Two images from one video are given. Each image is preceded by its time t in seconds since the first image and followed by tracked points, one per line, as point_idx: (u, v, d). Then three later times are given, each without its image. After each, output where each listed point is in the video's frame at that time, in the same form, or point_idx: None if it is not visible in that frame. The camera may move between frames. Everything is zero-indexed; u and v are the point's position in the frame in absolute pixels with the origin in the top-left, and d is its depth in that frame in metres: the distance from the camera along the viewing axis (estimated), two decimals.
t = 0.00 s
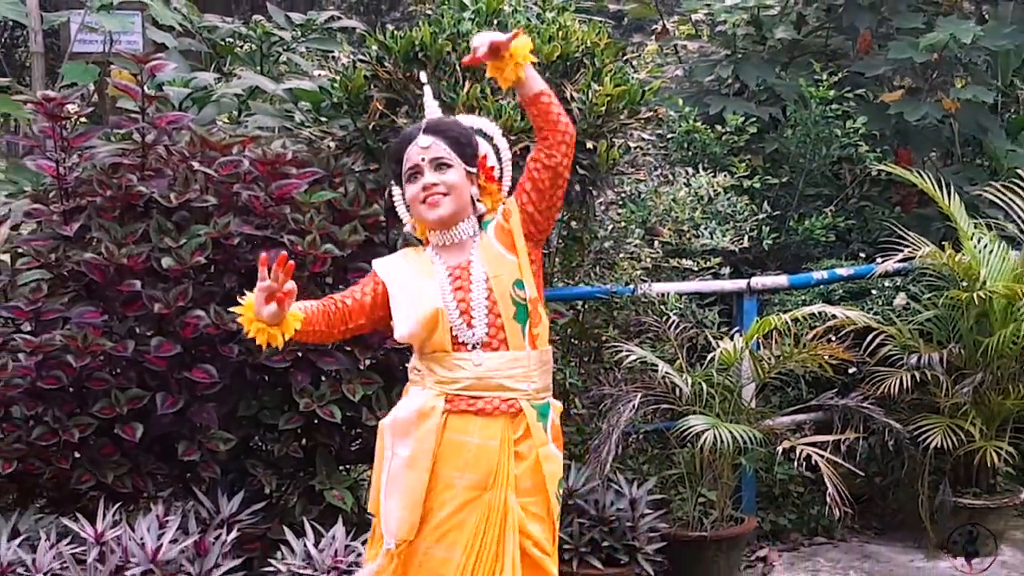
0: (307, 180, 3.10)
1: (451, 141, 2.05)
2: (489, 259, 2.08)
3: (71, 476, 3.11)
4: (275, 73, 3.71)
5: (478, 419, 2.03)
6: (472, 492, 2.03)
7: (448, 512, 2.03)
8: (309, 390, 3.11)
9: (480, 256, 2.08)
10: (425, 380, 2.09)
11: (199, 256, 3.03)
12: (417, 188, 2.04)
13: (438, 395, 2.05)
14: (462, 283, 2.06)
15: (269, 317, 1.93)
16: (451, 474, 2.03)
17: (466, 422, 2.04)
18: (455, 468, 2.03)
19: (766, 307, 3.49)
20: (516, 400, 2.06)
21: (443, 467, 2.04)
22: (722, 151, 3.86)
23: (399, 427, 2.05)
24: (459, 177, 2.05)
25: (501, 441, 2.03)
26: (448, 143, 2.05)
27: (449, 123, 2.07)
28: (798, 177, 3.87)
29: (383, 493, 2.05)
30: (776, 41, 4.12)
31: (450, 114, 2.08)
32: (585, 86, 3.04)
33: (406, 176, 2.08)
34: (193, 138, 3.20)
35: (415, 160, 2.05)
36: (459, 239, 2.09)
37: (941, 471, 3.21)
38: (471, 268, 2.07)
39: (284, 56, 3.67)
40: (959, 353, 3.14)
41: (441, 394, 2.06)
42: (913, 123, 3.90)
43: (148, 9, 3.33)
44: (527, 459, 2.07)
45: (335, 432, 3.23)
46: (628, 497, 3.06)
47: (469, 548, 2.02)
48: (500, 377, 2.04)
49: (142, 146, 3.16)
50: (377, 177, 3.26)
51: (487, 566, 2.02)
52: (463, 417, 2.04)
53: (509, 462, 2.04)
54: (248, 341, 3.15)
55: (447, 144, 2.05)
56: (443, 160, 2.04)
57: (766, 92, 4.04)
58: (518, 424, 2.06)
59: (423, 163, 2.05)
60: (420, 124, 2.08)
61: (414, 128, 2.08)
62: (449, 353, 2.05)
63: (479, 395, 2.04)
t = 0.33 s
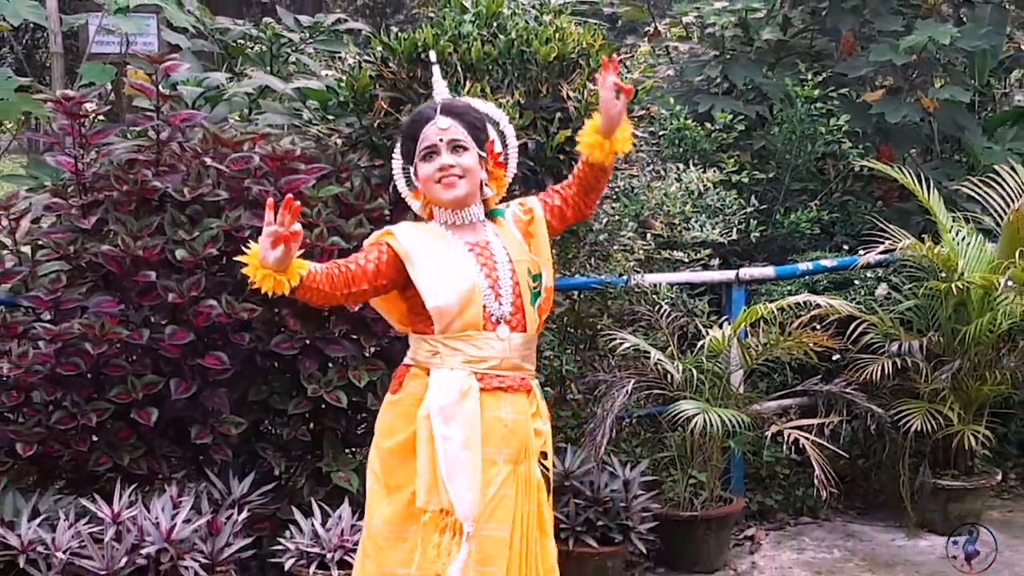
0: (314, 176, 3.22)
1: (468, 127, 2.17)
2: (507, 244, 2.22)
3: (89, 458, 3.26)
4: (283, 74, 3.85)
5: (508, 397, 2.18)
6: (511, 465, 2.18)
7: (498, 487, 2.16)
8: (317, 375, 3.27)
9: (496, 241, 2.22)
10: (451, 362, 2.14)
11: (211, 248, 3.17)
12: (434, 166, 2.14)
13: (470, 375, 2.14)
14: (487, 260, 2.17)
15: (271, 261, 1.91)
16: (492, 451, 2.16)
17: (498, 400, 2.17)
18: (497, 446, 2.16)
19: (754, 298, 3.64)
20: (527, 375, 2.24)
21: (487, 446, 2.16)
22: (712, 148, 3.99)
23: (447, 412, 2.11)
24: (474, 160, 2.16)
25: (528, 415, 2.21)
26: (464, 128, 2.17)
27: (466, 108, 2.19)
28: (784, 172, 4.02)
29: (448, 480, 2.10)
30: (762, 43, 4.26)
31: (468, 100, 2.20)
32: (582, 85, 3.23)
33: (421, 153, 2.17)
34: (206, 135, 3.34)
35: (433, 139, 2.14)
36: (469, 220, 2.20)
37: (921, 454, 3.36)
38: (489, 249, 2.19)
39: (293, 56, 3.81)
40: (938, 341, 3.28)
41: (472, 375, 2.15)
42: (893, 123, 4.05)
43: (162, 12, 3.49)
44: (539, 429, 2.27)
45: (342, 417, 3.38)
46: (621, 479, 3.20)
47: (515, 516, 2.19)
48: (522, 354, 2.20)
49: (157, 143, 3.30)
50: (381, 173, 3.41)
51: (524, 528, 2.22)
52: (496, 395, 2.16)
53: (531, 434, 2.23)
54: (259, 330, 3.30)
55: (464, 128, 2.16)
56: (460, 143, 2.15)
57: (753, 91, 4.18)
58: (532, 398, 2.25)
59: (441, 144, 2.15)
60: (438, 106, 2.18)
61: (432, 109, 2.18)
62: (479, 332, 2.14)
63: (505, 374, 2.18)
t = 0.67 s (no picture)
0: (323, 172, 3.38)
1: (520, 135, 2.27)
2: (522, 243, 2.30)
3: (108, 443, 3.40)
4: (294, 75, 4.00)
5: (504, 384, 2.23)
6: (506, 450, 2.23)
7: (492, 471, 2.20)
8: (325, 363, 3.43)
9: (512, 240, 2.30)
10: (450, 351, 2.21)
11: (225, 241, 3.31)
12: (480, 160, 2.23)
13: (468, 363, 2.20)
14: (504, 257, 2.25)
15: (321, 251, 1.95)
16: (486, 437, 2.20)
17: (494, 388, 2.22)
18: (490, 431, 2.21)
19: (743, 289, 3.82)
20: (527, 365, 2.29)
21: (480, 431, 2.21)
22: (703, 145, 4.17)
23: (440, 398, 2.16)
24: (514, 167, 2.27)
25: (525, 402, 2.25)
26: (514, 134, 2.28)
27: (520, 117, 2.30)
28: (773, 169, 4.19)
29: (431, 464, 2.15)
30: (753, 44, 4.42)
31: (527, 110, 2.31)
32: (578, 87, 3.35)
33: (469, 143, 2.25)
34: (219, 134, 3.48)
35: (486, 135, 2.23)
36: (496, 216, 2.30)
37: (903, 439, 3.53)
38: (506, 245, 2.27)
39: (303, 58, 3.95)
40: (919, 330, 3.43)
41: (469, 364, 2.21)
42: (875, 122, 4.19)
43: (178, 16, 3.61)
44: (538, 416, 2.32)
45: (349, 403, 3.53)
46: (617, 462, 3.34)
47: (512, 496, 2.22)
48: (523, 345, 2.26)
49: (172, 141, 3.45)
50: (387, 170, 3.56)
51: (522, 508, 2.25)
52: (492, 383, 2.22)
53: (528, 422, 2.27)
54: (270, 320, 3.45)
55: (516, 134, 2.27)
56: (508, 147, 2.25)
57: (743, 91, 4.31)
58: (532, 387, 2.29)
59: (492, 141, 2.24)
60: (499, 106, 2.28)
61: (492, 106, 2.27)
62: (480, 323, 2.21)
63: (502, 362, 2.24)
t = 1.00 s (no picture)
0: (334, 168, 3.56)
1: (540, 140, 2.17)
2: (552, 239, 2.25)
3: (128, 426, 3.57)
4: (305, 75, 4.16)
5: (540, 377, 2.17)
6: (539, 440, 2.16)
7: (523, 460, 2.12)
8: (335, 350, 3.60)
9: (543, 237, 2.24)
10: (485, 345, 2.16)
11: (239, 234, 3.47)
12: (502, 170, 2.15)
13: (503, 357, 2.14)
14: (534, 256, 2.19)
15: (439, 117, 1.90)
16: (522, 428, 2.14)
17: (530, 379, 2.16)
18: (525, 421, 2.14)
19: (734, 279, 3.98)
20: (562, 358, 2.23)
21: (514, 421, 2.14)
22: (695, 142, 4.34)
23: (476, 389, 2.10)
24: (537, 173, 2.19)
25: (560, 395, 2.19)
26: (536, 139, 2.18)
27: (542, 118, 2.19)
28: (762, 165, 4.37)
29: (470, 452, 2.06)
30: (742, 46, 4.57)
31: (548, 111, 2.19)
32: (576, 86, 3.52)
33: (491, 151, 2.16)
34: (234, 131, 3.65)
35: (508, 144, 2.13)
36: (522, 218, 2.23)
37: (886, 422, 3.72)
38: (537, 243, 2.21)
39: (314, 59, 4.13)
40: (902, 319, 3.60)
41: (504, 357, 2.15)
42: (861, 119, 4.36)
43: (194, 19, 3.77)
44: (573, 408, 2.26)
45: (357, 388, 3.72)
46: (613, 444, 3.51)
47: (540, 486, 2.14)
48: (559, 339, 2.20)
49: (189, 138, 3.61)
50: (394, 165, 3.73)
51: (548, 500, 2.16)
52: (527, 375, 2.16)
53: (564, 415, 2.21)
54: (283, 308, 3.62)
55: (537, 141, 2.16)
56: (530, 155, 2.16)
57: (734, 90, 4.48)
58: (566, 380, 2.24)
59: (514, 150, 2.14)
60: (521, 108, 2.16)
61: (514, 108, 2.16)
62: (514, 318, 2.15)
63: (538, 355, 2.18)
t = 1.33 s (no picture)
0: (342, 163, 3.76)
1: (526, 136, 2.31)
2: (568, 230, 2.42)
3: (147, 407, 3.78)
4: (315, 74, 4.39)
5: (568, 362, 2.37)
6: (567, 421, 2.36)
7: (557, 440, 2.32)
8: (343, 335, 3.81)
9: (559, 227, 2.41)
10: (523, 331, 2.31)
11: (253, 225, 3.68)
12: (507, 176, 2.29)
13: (539, 342, 2.31)
14: (554, 243, 2.35)
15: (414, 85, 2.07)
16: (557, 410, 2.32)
17: (561, 364, 2.35)
18: (559, 404, 2.33)
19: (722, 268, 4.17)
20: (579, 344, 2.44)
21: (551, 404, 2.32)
22: (685, 137, 4.59)
23: (523, 374, 2.25)
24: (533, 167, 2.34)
25: (583, 378, 2.40)
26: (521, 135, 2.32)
27: (517, 113, 2.33)
28: (747, 159, 4.57)
29: (524, 433, 2.21)
30: (729, 47, 4.79)
31: (521, 107, 2.33)
32: (572, 85, 3.73)
33: (488, 162, 2.29)
34: (248, 128, 3.86)
35: (503, 151, 2.28)
36: (530, 211, 2.38)
37: (866, 403, 3.95)
38: (556, 233, 2.37)
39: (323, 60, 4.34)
40: (880, 305, 3.80)
41: (540, 343, 2.32)
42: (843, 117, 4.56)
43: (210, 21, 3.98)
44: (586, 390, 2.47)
45: (365, 370, 3.94)
46: (607, 424, 3.73)
47: (567, 464, 2.35)
48: (579, 325, 2.40)
49: (205, 134, 3.82)
50: (399, 160, 3.93)
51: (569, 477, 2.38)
52: (558, 360, 2.35)
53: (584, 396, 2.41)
54: (294, 296, 3.82)
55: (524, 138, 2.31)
56: (524, 152, 2.30)
57: (721, 89, 4.69)
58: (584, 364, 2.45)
59: (510, 154, 2.28)
60: (495, 113, 2.29)
61: (490, 113, 2.29)
62: (547, 305, 2.33)
63: (565, 341, 2.37)
